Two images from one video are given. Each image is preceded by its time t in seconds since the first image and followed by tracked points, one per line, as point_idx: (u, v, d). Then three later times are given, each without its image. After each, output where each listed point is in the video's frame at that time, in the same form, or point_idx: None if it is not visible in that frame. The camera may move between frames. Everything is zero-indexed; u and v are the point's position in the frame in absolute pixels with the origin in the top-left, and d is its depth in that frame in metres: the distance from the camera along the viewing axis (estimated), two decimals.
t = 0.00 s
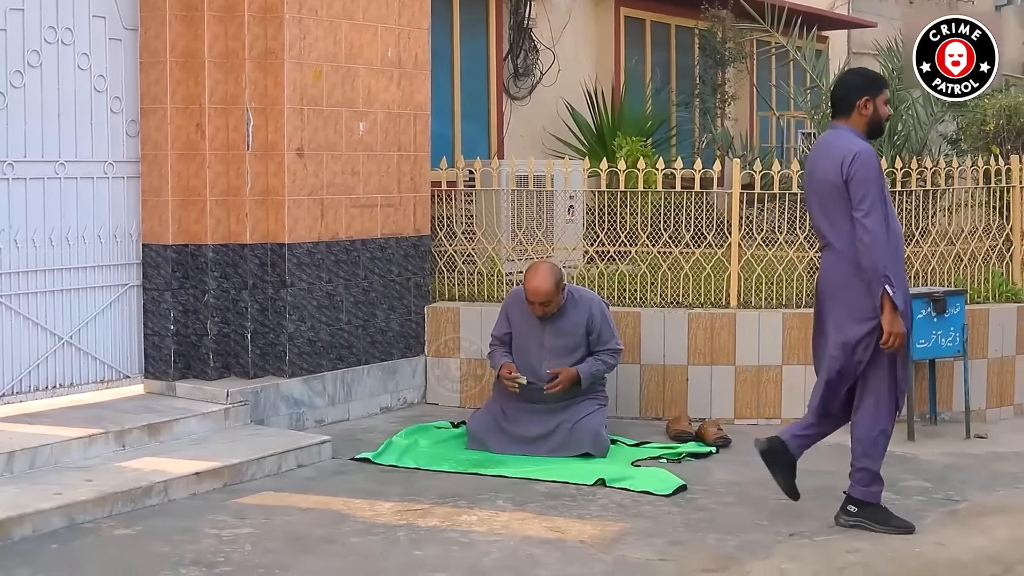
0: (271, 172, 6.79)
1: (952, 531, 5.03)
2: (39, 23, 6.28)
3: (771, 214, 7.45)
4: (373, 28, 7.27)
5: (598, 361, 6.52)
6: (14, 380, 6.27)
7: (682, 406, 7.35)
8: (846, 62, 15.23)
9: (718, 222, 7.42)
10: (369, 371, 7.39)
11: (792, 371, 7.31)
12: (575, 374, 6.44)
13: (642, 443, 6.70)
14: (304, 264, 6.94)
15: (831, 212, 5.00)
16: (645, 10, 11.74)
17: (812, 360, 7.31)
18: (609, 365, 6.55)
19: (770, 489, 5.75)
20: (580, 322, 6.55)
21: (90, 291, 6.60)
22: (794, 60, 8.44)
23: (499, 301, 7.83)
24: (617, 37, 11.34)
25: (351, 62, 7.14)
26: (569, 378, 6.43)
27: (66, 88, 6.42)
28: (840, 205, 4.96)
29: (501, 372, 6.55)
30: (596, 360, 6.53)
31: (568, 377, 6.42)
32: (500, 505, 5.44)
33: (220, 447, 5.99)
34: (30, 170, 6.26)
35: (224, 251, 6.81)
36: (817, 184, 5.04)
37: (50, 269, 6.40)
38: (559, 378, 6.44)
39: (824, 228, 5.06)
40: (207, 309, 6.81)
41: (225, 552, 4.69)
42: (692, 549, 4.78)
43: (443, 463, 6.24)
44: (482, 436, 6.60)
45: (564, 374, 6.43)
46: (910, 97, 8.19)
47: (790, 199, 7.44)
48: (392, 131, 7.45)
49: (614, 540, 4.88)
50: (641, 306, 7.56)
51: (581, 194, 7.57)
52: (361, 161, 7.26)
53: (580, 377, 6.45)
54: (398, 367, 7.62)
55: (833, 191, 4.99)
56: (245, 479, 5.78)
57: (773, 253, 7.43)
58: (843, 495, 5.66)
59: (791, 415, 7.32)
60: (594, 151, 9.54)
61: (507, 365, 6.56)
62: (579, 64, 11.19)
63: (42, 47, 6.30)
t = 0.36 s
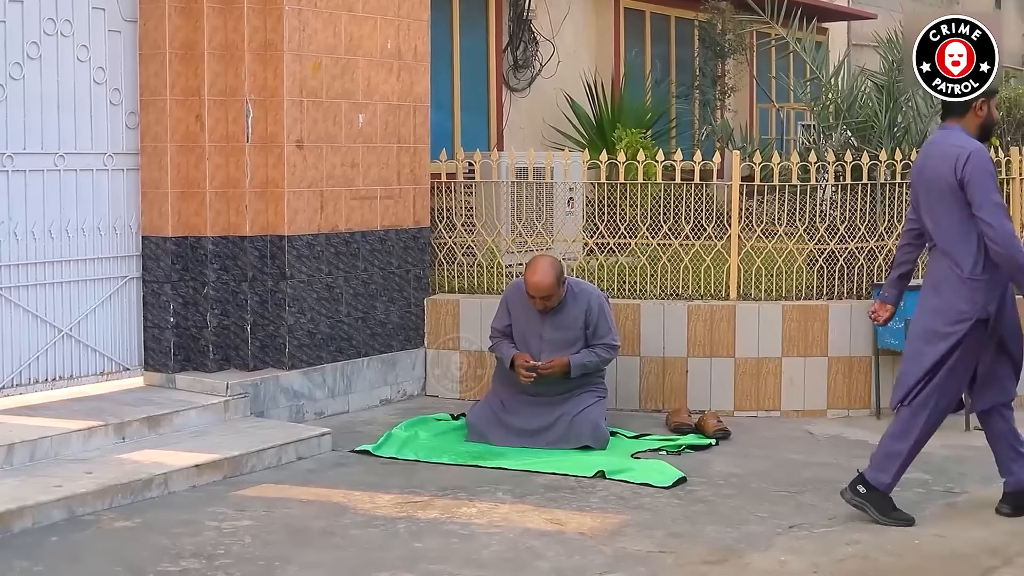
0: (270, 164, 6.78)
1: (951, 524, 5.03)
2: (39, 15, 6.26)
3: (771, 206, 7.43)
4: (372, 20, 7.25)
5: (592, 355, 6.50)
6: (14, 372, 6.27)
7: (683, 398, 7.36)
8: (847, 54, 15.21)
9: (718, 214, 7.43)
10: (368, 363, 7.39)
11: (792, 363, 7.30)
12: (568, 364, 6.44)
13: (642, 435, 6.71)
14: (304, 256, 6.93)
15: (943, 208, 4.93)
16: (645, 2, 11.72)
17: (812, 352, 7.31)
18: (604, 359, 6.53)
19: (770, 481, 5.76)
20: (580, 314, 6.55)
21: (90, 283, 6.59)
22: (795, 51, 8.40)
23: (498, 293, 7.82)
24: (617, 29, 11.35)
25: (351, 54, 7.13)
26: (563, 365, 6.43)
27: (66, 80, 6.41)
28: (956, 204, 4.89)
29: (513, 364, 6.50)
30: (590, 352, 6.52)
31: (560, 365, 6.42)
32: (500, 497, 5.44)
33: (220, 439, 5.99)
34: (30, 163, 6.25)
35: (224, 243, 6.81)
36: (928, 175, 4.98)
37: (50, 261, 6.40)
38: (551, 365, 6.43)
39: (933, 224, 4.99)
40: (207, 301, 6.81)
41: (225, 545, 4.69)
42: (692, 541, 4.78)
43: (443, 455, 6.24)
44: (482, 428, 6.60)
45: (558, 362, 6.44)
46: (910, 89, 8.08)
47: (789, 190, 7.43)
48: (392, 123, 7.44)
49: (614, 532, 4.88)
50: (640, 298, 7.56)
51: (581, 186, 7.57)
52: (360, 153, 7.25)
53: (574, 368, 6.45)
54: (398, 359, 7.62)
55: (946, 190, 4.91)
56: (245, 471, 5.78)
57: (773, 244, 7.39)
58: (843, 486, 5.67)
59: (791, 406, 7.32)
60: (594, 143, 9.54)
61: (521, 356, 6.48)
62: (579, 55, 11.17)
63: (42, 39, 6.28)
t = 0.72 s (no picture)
0: (270, 164, 6.78)
1: (951, 524, 5.04)
2: (38, 16, 6.26)
3: (770, 206, 7.44)
4: (372, 21, 7.25)
5: (592, 356, 6.50)
6: (13, 373, 6.27)
7: (682, 398, 7.36)
8: (846, 54, 15.23)
9: (717, 214, 7.43)
10: (368, 364, 7.40)
11: (791, 363, 7.30)
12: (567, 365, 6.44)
13: (641, 436, 6.71)
14: (304, 257, 6.93)
15: None
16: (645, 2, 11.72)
17: (811, 352, 7.31)
18: (604, 360, 6.52)
19: (769, 482, 5.76)
20: (580, 315, 6.55)
21: (89, 284, 6.59)
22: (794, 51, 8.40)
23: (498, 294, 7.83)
24: (616, 30, 11.37)
25: (351, 55, 7.13)
26: (563, 365, 6.44)
27: (66, 81, 6.41)
28: None
29: (513, 364, 6.51)
30: (590, 352, 6.51)
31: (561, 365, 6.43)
32: (500, 497, 5.44)
33: (220, 440, 5.99)
34: (29, 163, 6.25)
35: (223, 243, 6.81)
36: (1021, 161, 5.12)
37: (51, 262, 6.40)
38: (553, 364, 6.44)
39: None
40: (207, 302, 6.81)
41: (225, 546, 4.69)
42: (691, 541, 4.78)
43: (442, 455, 6.25)
44: (482, 428, 6.60)
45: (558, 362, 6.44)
46: (909, 90, 8.14)
47: (789, 190, 7.44)
48: (391, 123, 7.44)
49: (613, 532, 4.89)
50: (640, 298, 7.57)
51: (580, 186, 7.57)
52: (360, 153, 7.25)
53: (573, 368, 6.45)
54: (398, 359, 7.62)
55: None
56: (245, 472, 5.78)
57: (772, 245, 7.40)
58: (842, 487, 5.67)
59: (790, 407, 7.33)
60: (594, 145, 9.53)
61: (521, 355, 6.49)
62: (579, 56, 11.18)
63: (41, 39, 6.28)
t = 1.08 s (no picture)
0: (270, 165, 6.78)
1: (951, 524, 5.04)
2: (38, 16, 6.26)
3: (770, 206, 7.45)
4: (372, 21, 7.26)
5: (592, 357, 6.49)
6: (13, 373, 6.27)
7: (682, 398, 7.36)
8: (846, 55, 15.23)
9: (717, 215, 7.43)
10: (368, 364, 7.40)
11: (792, 364, 7.30)
12: (566, 368, 6.44)
13: (641, 436, 6.71)
14: (304, 257, 6.93)
15: None
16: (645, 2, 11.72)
17: (811, 352, 7.31)
18: (604, 361, 6.52)
19: (769, 482, 5.76)
20: (579, 316, 6.55)
21: (89, 284, 6.59)
22: (794, 51, 8.39)
23: (498, 294, 7.83)
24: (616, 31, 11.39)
25: (351, 55, 7.13)
26: (563, 370, 6.44)
27: (65, 81, 6.41)
28: None
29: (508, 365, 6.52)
30: (591, 354, 6.50)
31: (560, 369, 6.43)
32: (500, 498, 5.44)
33: (220, 440, 5.99)
34: (30, 164, 6.25)
35: (223, 244, 6.81)
36: None
37: (51, 262, 6.40)
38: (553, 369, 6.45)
39: None
40: (207, 302, 6.81)
41: (224, 546, 4.69)
42: (691, 542, 4.78)
43: (442, 456, 6.25)
44: (481, 429, 6.60)
45: (558, 366, 6.45)
46: (909, 90, 8.15)
47: (789, 191, 7.44)
48: (391, 124, 7.44)
49: (613, 532, 4.89)
50: (639, 298, 7.57)
51: (580, 186, 7.57)
52: (360, 154, 7.25)
53: (572, 370, 6.45)
54: (398, 359, 7.62)
55: None
56: (245, 472, 5.78)
57: (772, 245, 7.40)
58: (842, 487, 5.67)
59: (790, 407, 7.32)
60: (594, 145, 9.52)
61: (514, 359, 6.51)
62: (579, 56, 11.18)
63: (41, 40, 6.28)
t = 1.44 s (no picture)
0: (270, 165, 6.78)
1: (951, 525, 5.03)
2: (38, 16, 6.27)
3: (770, 206, 7.45)
4: (372, 21, 7.26)
5: (593, 359, 6.51)
6: (13, 373, 6.27)
7: (682, 399, 7.36)
8: (846, 55, 15.22)
9: (717, 215, 7.43)
10: (368, 365, 7.40)
11: (792, 364, 7.30)
12: (570, 374, 6.43)
13: (642, 437, 6.71)
14: (304, 257, 6.93)
15: None
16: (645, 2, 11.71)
17: (811, 353, 7.31)
18: (604, 362, 6.53)
19: (769, 482, 5.76)
20: (579, 317, 6.55)
21: (89, 284, 6.59)
22: (794, 52, 8.39)
23: (498, 294, 7.82)
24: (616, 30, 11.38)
25: (351, 55, 7.13)
26: (566, 377, 6.43)
27: (65, 81, 6.41)
28: None
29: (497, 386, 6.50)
30: (591, 357, 6.52)
31: (564, 377, 6.42)
32: (500, 498, 5.44)
33: (219, 440, 5.99)
34: (30, 164, 6.25)
35: (223, 244, 6.81)
36: None
37: (51, 262, 6.40)
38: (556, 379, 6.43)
39: None
40: (207, 303, 6.81)
41: (224, 546, 4.69)
42: (692, 542, 4.78)
43: (442, 456, 6.24)
44: (482, 430, 6.60)
45: (561, 375, 6.43)
46: (909, 91, 8.15)
47: (789, 191, 7.44)
48: (391, 124, 7.44)
49: (613, 533, 4.89)
50: (640, 298, 7.56)
51: (580, 187, 7.57)
52: (360, 154, 7.25)
53: (575, 375, 6.44)
54: (398, 360, 7.62)
55: None
56: (245, 472, 5.78)
57: (772, 246, 7.40)
58: (842, 488, 5.67)
59: (790, 407, 7.32)
60: (594, 145, 9.51)
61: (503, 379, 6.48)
62: (579, 56, 11.17)
63: (41, 40, 6.28)
